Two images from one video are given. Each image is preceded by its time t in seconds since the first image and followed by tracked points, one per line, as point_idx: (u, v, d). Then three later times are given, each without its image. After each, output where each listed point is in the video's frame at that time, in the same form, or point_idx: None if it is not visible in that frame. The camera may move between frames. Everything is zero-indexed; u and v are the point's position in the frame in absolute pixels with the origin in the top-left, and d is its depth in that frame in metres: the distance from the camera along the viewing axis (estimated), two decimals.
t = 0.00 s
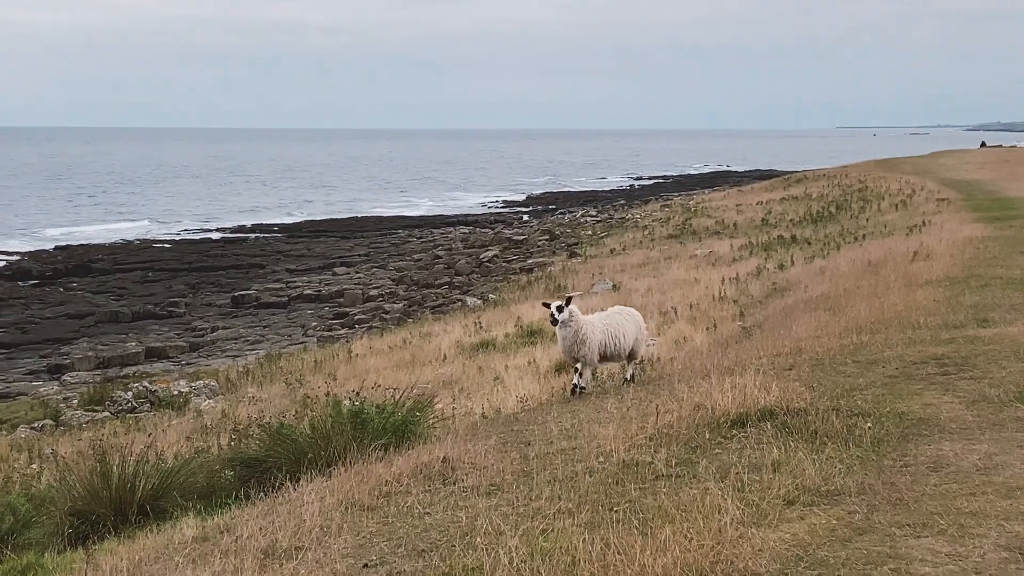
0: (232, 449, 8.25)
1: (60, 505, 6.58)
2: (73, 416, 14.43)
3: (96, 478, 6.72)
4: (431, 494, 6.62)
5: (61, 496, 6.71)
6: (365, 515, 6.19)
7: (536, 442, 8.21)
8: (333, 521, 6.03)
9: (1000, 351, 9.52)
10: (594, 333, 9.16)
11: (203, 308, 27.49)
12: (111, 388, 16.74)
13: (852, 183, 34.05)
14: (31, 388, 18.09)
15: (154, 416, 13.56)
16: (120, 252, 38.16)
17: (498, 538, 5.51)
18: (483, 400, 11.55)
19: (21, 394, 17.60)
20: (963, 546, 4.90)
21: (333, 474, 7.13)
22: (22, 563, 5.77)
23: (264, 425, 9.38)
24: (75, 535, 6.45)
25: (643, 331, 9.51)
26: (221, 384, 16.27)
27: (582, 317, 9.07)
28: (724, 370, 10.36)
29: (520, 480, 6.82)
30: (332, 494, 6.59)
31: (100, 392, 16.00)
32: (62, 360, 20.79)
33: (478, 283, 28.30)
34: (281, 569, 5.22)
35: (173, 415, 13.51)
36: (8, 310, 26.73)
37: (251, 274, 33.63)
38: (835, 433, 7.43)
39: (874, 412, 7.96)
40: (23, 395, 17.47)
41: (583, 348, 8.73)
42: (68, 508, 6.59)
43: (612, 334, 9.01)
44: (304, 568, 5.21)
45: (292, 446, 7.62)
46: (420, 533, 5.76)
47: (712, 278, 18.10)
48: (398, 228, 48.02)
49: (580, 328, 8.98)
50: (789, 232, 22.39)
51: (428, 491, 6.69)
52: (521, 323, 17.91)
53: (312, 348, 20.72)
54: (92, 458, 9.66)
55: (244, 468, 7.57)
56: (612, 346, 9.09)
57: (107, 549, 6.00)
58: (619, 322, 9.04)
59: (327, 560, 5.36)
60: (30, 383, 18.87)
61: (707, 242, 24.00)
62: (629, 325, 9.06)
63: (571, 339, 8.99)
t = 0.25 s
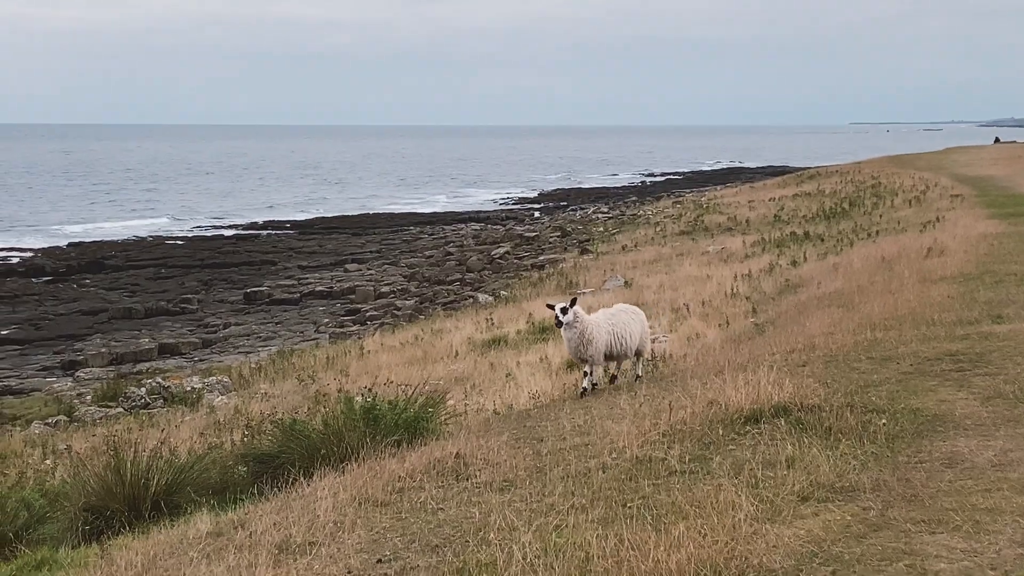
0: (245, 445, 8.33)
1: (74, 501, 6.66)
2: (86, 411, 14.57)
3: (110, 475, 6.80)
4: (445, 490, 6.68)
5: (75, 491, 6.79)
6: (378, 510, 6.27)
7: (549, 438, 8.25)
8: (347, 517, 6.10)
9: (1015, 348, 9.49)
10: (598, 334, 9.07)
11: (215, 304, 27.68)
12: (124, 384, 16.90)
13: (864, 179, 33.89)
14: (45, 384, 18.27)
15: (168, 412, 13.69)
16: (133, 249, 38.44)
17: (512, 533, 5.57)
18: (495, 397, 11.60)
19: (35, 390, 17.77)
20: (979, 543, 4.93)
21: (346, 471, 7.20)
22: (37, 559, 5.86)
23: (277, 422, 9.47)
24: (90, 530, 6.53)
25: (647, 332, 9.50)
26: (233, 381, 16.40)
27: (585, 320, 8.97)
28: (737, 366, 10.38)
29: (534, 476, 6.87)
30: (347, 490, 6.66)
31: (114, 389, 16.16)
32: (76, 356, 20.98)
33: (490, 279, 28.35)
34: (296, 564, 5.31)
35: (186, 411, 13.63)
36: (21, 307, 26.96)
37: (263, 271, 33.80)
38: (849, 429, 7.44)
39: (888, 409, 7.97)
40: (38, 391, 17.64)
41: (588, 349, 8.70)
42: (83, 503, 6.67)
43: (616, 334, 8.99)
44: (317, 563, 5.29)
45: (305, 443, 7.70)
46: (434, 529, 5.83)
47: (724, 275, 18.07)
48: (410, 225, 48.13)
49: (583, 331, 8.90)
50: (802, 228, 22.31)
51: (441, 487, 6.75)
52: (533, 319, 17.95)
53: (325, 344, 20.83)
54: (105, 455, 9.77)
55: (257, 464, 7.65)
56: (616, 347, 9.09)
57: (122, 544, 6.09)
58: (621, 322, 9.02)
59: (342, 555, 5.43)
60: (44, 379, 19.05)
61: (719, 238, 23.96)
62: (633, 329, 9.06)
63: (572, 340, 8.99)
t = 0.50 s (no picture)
0: (259, 442, 8.45)
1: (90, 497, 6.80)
2: (102, 408, 14.78)
3: (126, 472, 6.95)
4: (459, 486, 6.76)
5: (92, 488, 6.97)
6: (393, 507, 6.36)
7: (564, 435, 8.31)
8: (363, 512, 6.19)
9: None
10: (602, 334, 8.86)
11: (231, 301, 27.93)
12: (140, 380, 17.14)
13: (882, 175, 33.66)
14: (62, 380, 18.52)
15: (183, 409, 13.87)
16: (149, 246, 38.83)
17: (527, 530, 5.63)
18: (510, 393, 11.66)
19: (52, 386, 18.02)
20: (996, 540, 4.95)
21: (361, 466, 7.30)
22: (53, 555, 6.03)
23: (291, 418, 9.59)
24: (106, 526, 6.67)
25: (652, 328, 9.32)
26: (248, 377, 16.58)
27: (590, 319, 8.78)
28: (753, 363, 10.39)
29: (548, 472, 6.94)
30: (363, 486, 6.76)
31: (129, 385, 16.38)
32: (92, 353, 21.25)
33: (505, 276, 28.41)
34: (312, 559, 5.41)
35: (202, 408, 13.80)
36: (38, 303, 27.28)
37: (279, 268, 34.04)
38: (865, 425, 7.45)
39: (905, 405, 7.97)
40: (55, 387, 17.89)
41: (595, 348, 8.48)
42: (99, 501, 6.84)
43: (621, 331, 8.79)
44: (333, 559, 5.39)
45: (319, 439, 7.81)
46: (449, 525, 5.91)
47: (740, 271, 18.03)
48: (425, 221, 48.27)
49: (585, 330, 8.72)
50: (818, 224, 22.21)
51: (456, 483, 6.83)
52: (548, 315, 18.00)
53: (340, 341, 20.98)
54: (121, 451, 9.93)
55: (273, 461, 7.78)
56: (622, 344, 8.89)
57: (138, 540, 6.21)
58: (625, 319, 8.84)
59: (357, 551, 5.52)
60: (61, 376, 19.31)
61: (735, 234, 23.89)
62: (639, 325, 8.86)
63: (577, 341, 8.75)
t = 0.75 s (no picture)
0: (281, 437, 8.64)
1: (113, 492, 6.99)
2: (124, 403, 15.10)
3: (148, 467, 7.12)
4: (481, 480, 6.91)
5: (114, 482, 7.14)
6: (415, 501, 6.50)
7: (585, 429, 8.45)
8: (386, 507, 6.34)
9: None
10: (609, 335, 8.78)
11: (253, 296, 28.31)
12: (161, 375, 17.51)
13: (904, 170, 33.40)
14: (85, 375, 18.90)
15: (206, 403, 14.16)
16: (171, 241, 39.34)
17: (549, 524, 5.75)
18: (530, 388, 11.80)
19: (75, 381, 18.37)
20: (1018, 534, 5.02)
21: (384, 461, 7.47)
22: (77, 549, 6.18)
23: (313, 412, 9.79)
24: (130, 520, 6.85)
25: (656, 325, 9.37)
26: (269, 372, 16.84)
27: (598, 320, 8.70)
28: (774, 358, 10.46)
29: (569, 466, 7.07)
30: (385, 480, 6.92)
31: (151, 380, 16.73)
32: (114, 348, 21.61)
33: (525, 271, 28.53)
34: (334, 553, 5.56)
35: (224, 402, 14.07)
36: (61, 299, 27.73)
37: (300, 263, 34.40)
38: (886, 420, 7.51)
39: (926, 399, 8.01)
40: (77, 381, 18.28)
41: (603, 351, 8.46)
42: (121, 494, 7.01)
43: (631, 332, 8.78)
44: (355, 553, 5.53)
45: (341, 433, 8.00)
46: (471, 519, 6.03)
47: (761, 266, 18.04)
48: (446, 217, 48.49)
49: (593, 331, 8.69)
50: (839, 219, 22.13)
51: (477, 477, 6.97)
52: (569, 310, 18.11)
53: (361, 336, 21.23)
54: (144, 445, 10.21)
55: (295, 455, 7.98)
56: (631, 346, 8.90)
57: (160, 533, 6.40)
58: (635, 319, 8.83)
59: (379, 545, 5.64)
60: (84, 370, 19.68)
61: (755, 229, 23.85)
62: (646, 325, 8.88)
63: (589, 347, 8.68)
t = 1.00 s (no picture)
0: (307, 430, 8.86)
1: (140, 485, 7.22)
2: (150, 397, 15.48)
3: (174, 460, 7.36)
4: (507, 472, 7.07)
5: (141, 476, 7.37)
6: (440, 493, 6.65)
7: (611, 422, 8.60)
8: (412, 499, 6.49)
9: None
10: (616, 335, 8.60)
11: (278, 291, 28.72)
12: (187, 369, 17.91)
13: (931, 162, 33.11)
14: (111, 369, 19.33)
15: (232, 397, 14.48)
16: (197, 236, 39.94)
17: (575, 516, 5.88)
18: (554, 382, 11.95)
19: (101, 374, 18.79)
20: None
21: (410, 454, 7.65)
22: (104, 542, 6.35)
23: (339, 406, 10.02)
24: (156, 513, 7.06)
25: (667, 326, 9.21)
26: (295, 366, 17.15)
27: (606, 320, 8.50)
28: (800, 351, 10.53)
29: (594, 460, 7.21)
30: (412, 473, 7.10)
31: (177, 374, 17.12)
32: (140, 342, 22.04)
33: (550, 265, 28.65)
34: (359, 545, 5.67)
35: (250, 396, 14.37)
36: (88, 293, 28.27)
37: (326, 258, 34.79)
38: (913, 413, 7.58)
39: (953, 393, 8.06)
40: (104, 375, 18.71)
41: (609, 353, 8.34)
42: (147, 487, 7.26)
43: (638, 333, 8.61)
44: (381, 545, 5.64)
45: (366, 427, 8.21)
46: (496, 512, 6.15)
47: (786, 260, 18.01)
48: (470, 211, 48.72)
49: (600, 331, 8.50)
50: (865, 212, 22.01)
51: (503, 470, 7.12)
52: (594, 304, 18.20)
53: (386, 330, 21.50)
54: (169, 438, 10.52)
55: (321, 449, 8.18)
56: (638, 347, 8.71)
57: (186, 526, 6.61)
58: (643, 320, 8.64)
59: (405, 537, 5.76)
60: (110, 364, 20.10)
61: (781, 223, 23.79)
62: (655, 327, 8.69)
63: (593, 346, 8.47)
